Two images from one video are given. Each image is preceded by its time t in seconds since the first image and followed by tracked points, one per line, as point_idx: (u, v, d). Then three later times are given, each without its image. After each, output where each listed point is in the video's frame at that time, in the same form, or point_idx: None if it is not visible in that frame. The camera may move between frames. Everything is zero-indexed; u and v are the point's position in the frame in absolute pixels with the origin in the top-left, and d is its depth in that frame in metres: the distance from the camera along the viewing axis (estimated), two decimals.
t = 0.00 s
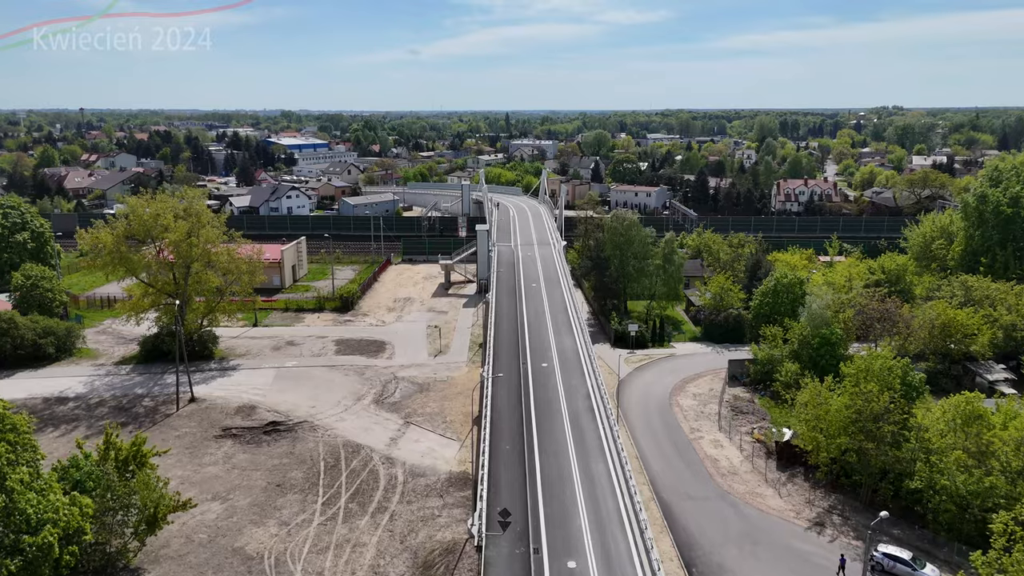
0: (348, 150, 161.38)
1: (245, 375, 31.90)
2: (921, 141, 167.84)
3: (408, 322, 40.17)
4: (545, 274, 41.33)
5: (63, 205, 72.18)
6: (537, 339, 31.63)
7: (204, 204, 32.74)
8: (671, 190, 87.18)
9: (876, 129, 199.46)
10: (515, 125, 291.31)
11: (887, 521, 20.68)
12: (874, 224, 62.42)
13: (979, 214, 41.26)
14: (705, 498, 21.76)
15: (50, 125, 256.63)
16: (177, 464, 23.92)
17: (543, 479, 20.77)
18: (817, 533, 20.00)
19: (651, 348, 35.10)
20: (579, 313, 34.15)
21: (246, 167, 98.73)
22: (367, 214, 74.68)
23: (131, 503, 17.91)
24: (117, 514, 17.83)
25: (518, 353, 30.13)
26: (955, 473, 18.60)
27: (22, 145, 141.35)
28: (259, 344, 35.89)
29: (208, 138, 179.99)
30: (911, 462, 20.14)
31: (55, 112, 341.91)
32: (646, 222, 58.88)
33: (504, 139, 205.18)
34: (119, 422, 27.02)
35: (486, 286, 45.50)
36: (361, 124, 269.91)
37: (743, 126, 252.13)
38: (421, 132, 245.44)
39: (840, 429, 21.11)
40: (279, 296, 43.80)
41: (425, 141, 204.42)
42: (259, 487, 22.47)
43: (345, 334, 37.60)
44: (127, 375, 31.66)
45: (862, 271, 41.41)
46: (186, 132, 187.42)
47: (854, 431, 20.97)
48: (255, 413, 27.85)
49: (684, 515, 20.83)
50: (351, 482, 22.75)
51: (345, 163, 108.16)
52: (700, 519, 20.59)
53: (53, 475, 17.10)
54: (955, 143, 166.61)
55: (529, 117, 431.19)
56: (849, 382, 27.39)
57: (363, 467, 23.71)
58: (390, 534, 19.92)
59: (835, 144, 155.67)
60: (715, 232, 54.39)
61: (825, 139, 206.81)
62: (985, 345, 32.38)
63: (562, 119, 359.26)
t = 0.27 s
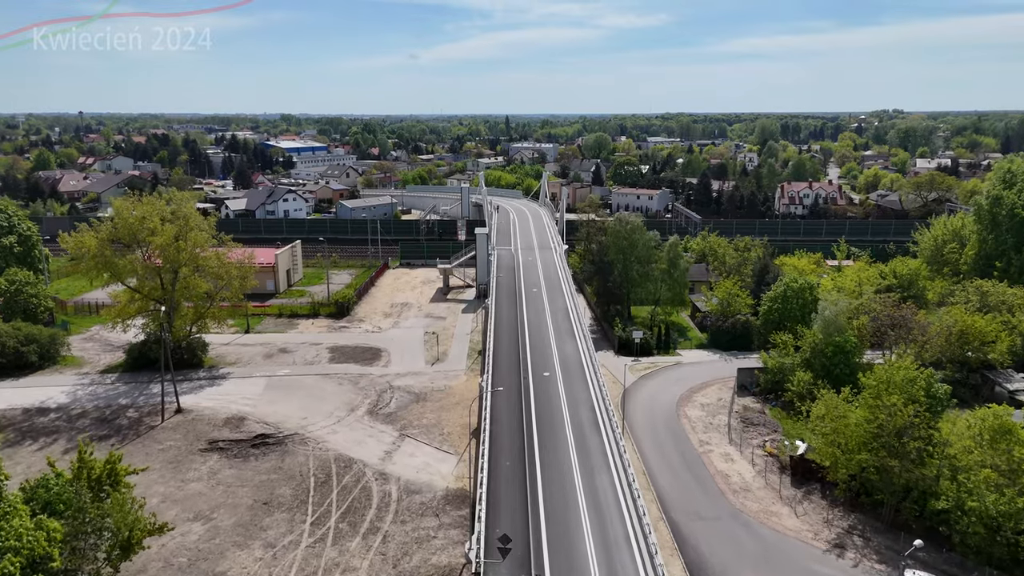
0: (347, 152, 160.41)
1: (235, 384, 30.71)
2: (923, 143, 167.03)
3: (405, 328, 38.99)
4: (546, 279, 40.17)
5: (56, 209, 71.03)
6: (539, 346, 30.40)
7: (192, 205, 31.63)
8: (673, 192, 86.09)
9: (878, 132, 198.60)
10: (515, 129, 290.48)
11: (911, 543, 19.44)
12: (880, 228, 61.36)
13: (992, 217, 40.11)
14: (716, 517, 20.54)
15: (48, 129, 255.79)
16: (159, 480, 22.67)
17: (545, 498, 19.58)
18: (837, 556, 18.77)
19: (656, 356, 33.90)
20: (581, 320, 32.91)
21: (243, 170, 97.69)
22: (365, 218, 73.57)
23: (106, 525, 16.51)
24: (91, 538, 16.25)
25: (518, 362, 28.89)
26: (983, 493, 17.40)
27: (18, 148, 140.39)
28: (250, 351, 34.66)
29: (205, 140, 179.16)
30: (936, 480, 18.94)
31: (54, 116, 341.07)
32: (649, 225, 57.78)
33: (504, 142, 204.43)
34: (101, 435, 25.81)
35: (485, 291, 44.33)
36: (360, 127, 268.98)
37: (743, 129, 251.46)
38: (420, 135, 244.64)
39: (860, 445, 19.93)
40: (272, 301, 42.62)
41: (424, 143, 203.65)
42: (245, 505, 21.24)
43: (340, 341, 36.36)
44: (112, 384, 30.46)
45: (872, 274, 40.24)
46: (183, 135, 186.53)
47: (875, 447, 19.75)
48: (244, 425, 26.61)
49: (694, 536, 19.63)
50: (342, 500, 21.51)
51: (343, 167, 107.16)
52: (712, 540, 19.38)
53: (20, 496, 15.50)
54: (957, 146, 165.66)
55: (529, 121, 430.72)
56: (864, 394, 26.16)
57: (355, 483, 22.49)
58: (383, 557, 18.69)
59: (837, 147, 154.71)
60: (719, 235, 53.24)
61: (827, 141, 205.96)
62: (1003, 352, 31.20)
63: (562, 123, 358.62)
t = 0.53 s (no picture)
0: (347, 155, 159.46)
1: (224, 393, 29.52)
2: (926, 146, 166.06)
3: (401, 335, 37.81)
4: (547, 284, 39.00)
5: (49, 212, 69.96)
6: (540, 354, 29.22)
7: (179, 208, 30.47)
8: (675, 195, 85.01)
9: (879, 135, 197.64)
10: (515, 131, 289.50)
11: (938, 568, 18.21)
12: (887, 231, 60.27)
13: (1007, 220, 38.99)
14: (730, 539, 19.35)
15: (48, 131, 255.95)
16: (139, 498, 21.45)
17: (547, 519, 18.39)
18: None
19: (661, 363, 32.69)
20: (584, 327, 31.74)
21: (241, 173, 96.72)
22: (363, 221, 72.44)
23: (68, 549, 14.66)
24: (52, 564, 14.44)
25: (518, 371, 27.71)
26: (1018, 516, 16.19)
27: (15, 151, 139.54)
28: (241, 359, 33.48)
29: (203, 143, 178.37)
30: (964, 501, 17.73)
31: (54, 119, 340.28)
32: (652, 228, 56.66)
33: (504, 145, 203.64)
34: (82, 448, 24.63)
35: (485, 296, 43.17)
36: (360, 129, 268.15)
37: (744, 132, 250.65)
38: (420, 137, 243.91)
39: (882, 463, 18.75)
40: (266, 307, 41.46)
41: (424, 146, 202.96)
42: (229, 525, 20.03)
43: (334, 348, 35.16)
44: (96, 394, 29.28)
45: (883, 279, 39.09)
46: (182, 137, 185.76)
47: (900, 465, 18.53)
48: (231, 438, 25.40)
49: (706, 559, 18.45)
50: (332, 520, 20.29)
51: (342, 169, 106.06)
52: (726, 564, 18.20)
53: None
54: (960, 148, 164.67)
55: (529, 124, 430.04)
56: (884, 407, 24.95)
57: (347, 501, 21.30)
58: None
59: (839, 150, 153.75)
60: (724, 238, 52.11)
61: (828, 144, 205.02)
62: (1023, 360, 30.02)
63: (562, 125, 357.73)
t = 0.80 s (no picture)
0: (346, 157, 158.48)
1: (212, 403, 28.32)
2: (928, 147, 165.05)
3: (398, 341, 36.60)
4: (549, 288, 37.80)
5: (42, 214, 68.89)
6: (542, 362, 28.00)
7: (166, 210, 29.31)
8: (677, 196, 83.91)
9: (881, 136, 196.71)
10: (515, 133, 288.61)
11: None
12: (895, 233, 59.20)
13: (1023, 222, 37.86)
14: (745, 562, 18.12)
15: (47, 133, 254.93)
16: (118, 517, 20.23)
17: (551, 542, 17.17)
18: None
19: (668, 371, 31.49)
20: (587, 333, 30.54)
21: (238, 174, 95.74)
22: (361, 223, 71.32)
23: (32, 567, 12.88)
24: None
25: (519, 380, 26.48)
26: None
27: (12, 153, 138.65)
28: (232, 367, 32.28)
29: (202, 144, 177.57)
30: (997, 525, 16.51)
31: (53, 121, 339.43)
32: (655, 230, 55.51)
33: (505, 146, 202.87)
34: (61, 462, 23.42)
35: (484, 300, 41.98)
36: (359, 131, 267.27)
37: (745, 133, 249.71)
38: (420, 139, 243.16)
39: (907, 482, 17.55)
40: (259, 312, 40.28)
41: (424, 148, 202.11)
42: (212, 548, 18.80)
43: (328, 355, 33.96)
44: (79, 404, 28.08)
45: (895, 282, 37.94)
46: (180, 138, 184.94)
47: (929, 486, 17.28)
48: (218, 451, 24.17)
49: None
50: (322, 541, 19.07)
51: (340, 170, 105.02)
52: None
53: None
54: (963, 150, 163.63)
55: (530, 125, 429.07)
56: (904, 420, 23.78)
57: (338, 520, 20.08)
58: None
59: (842, 151, 152.79)
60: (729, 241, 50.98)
61: (830, 145, 203.97)
62: None
63: (563, 127, 356.75)
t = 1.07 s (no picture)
0: (345, 158, 157.48)
1: (200, 413, 27.14)
2: (932, 149, 164.01)
3: (395, 347, 35.43)
4: (550, 292, 36.61)
5: (35, 216, 67.79)
6: (544, 370, 26.79)
7: (153, 212, 28.17)
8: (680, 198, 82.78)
9: (885, 138, 195.66)
10: (515, 134, 287.18)
11: None
12: (903, 236, 58.05)
13: None
14: None
15: (45, 135, 253.90)
16: (94, 539, 19.01)
17: (555, 567, 15.99)
18: None
19: (675, 380, 30.30)
20: (591, 340, 29.35)
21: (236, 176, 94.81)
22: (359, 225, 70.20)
23: None
24: None
25: (520, 388, 25.27)
26: None
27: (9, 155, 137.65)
28: (222, 375, 31.10)
29: (201, 146, 176.63)
30: None
31: (52, 123, 338.61)
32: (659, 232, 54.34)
33: (505, 148, 201.89)
34: (38, 478, 22.24)
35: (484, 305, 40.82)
36: (360, 133, 266.42)
37: (747, 135, 248.68)
38: (421, 141, 242.46)
39: (934, 502, 16.44)
40: (252, 317, 39.11)
41: (424, 150, 201.23)
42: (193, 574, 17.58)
43: (322, 363, 32.78)
44: (61, 415, 26.90)
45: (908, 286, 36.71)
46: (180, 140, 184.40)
47: (960, 510, 16.09)
48: (203, 465, 22.97)
49: None
50: (310, 565, 17.87)
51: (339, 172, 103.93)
52: None
53: None
54: (967, 151, 162.47)
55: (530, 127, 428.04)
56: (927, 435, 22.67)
57: (328, 542, 18.90)
58: None
59: (844, 153, 151.64)
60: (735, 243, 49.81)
61: (833, 147, 202.71)
62: None
63: (563, 129, 355.87)
